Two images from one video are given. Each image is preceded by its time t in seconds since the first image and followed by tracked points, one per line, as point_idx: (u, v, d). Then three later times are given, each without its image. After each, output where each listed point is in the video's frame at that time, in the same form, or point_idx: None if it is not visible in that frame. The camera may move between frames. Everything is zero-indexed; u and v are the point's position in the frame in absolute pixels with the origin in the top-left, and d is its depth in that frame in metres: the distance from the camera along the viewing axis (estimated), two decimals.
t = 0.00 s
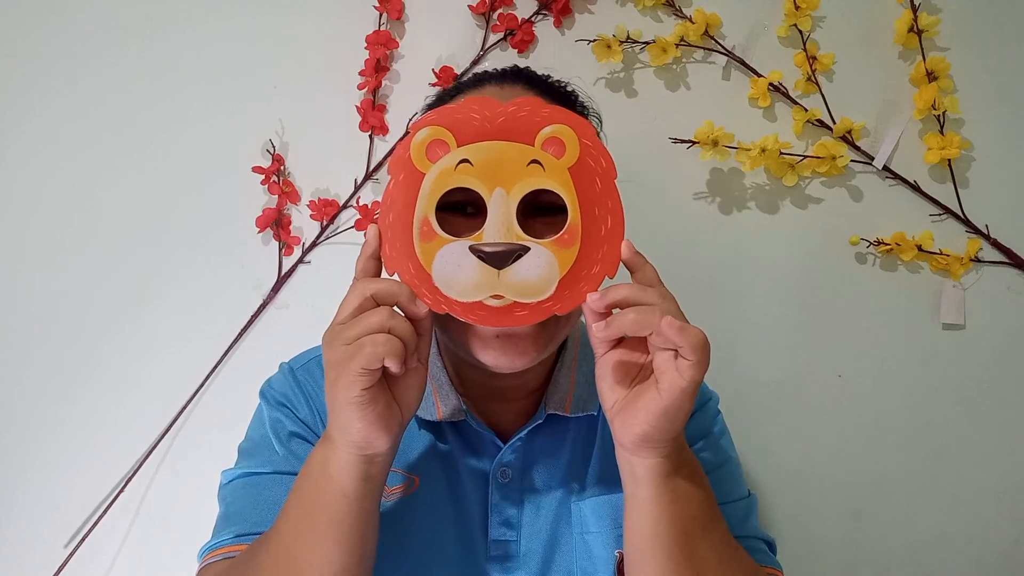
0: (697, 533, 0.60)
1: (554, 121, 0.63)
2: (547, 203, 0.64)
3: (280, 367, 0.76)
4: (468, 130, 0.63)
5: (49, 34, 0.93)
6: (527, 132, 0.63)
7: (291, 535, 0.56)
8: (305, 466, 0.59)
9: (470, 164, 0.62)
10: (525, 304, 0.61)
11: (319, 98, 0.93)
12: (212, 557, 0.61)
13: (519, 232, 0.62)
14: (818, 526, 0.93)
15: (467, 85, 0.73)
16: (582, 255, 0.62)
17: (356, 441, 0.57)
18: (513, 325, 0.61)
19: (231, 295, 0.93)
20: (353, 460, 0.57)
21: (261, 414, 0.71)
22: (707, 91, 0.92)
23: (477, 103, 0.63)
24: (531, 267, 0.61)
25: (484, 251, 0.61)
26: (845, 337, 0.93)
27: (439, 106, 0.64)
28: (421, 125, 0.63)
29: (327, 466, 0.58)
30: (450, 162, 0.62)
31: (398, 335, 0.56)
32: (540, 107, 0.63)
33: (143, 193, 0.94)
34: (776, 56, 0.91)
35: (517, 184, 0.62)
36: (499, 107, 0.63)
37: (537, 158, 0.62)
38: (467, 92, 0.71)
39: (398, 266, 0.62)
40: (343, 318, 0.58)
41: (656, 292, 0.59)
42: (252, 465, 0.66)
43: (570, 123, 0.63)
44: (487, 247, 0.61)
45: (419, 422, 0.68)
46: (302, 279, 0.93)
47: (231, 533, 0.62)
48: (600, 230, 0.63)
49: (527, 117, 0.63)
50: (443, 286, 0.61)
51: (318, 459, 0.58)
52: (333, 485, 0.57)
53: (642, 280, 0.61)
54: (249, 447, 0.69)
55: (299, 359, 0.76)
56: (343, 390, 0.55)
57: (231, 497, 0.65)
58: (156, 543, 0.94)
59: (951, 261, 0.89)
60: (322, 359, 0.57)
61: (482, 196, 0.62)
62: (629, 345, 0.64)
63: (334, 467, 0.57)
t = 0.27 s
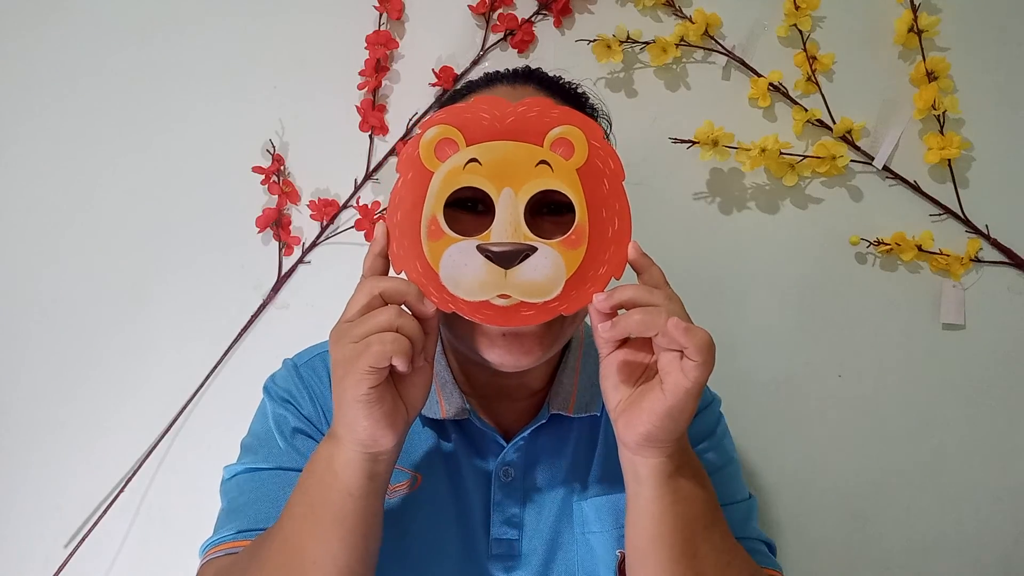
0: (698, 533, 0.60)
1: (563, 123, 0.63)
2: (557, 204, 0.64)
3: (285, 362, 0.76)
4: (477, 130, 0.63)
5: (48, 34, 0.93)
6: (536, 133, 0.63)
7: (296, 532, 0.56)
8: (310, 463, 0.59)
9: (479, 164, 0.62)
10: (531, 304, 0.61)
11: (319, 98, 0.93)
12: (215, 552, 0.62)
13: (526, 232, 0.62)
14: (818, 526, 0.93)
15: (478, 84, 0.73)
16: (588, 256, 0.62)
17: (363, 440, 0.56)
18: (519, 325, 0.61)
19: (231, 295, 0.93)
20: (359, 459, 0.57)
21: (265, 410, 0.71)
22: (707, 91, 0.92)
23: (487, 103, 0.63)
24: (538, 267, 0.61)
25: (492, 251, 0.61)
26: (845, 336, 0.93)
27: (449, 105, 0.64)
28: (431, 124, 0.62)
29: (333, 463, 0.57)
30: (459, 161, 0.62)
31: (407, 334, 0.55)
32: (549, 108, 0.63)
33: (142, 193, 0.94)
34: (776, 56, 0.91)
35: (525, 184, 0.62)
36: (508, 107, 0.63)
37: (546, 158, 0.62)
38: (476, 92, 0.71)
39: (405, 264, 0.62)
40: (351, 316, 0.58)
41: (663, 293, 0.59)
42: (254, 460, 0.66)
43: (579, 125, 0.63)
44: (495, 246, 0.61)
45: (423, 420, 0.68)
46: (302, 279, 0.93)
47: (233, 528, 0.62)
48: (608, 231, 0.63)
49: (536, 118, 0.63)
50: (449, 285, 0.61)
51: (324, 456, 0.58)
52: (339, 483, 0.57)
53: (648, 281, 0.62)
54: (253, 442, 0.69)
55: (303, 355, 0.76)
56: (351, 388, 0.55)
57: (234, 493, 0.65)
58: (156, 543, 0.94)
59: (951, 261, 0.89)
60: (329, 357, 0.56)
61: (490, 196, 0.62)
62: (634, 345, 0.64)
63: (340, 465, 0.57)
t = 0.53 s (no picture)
0: (698, 522, 0.60)
1: (549, 119, 0.63)
2: (546, 198, 0.64)
3: (280, 368, 0.76)
4: (463, 129, 0.63)
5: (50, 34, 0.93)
6: (522, 130, 0.63)
7: (297, 536, 0.56)
8: (309, 467, 0.59)
9: (466, 163, 0.62)
10: (525, 301, 0.61)
11: (319, 98, 0.93)
12: (217, 560, 0.61)
13: (516, 229, 0.62)
14: (818, 526, 0.93)
15: (461, 84, 0.73)
16: (579, 250, 0.63)
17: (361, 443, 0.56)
18: (513, 322, 0.61)
19: (231, 295, 0.93)
20: (358, 462, 0.57)
21: (261, 416, 0.71)
22: (707, 90, 0.92)
23: (471, 102, 0.63)
24: (530, 264, 0.61)
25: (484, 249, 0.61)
26: (845, 337, 0.93)
27: (434, 106, 0.64)
28: (416, 125, 0.63)
29: (332, 467, 0.57)
30: (447, 161, 0.62)
31: (403, 336, 0.55)
32: (534, 104, 0.63)
33: (143, 193, 0.94)
34: (776, 56, 0.91)
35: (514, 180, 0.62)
36: (493, 106, 0.63)
37: (532, 154, 0.62)
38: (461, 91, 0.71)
39: (396, 265, 0.62)
40: (346, 319, 0.57)
41: (653, 284, 0.58)
42: (254, 467, 0.66)
43: (564, 121, 0.63)
44: (485, 244, 0.61)
45: (420, 421, 0.68)
46: (302, 279, 0.93)
47: (234, 536, 0.62)
48: (597, 225, 0.63)
49: (521, 116, 0.63)
50: (442, 284, 0.61)
51: (323, 460, 0.58)
52: (338, 486, 0.57)
53: (639, 274, 0.61)
54: (251, 449, 0.69)
55: (298, 360, 0.76)
56: (347, 392, 0.55)
57: (233, 500, 0.65)
58: (156, 543, 0.94)
59: (951, 261, 0.89)
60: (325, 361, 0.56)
61: (479, 194, 0.62)
62: (627, 337, 0.64)
63: (339, 468, 0.57)
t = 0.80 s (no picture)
0: (702, 532, 0.60)
1: (548, 121, 0.63)
2: (544, 202, 0.64)
3: (273, 374, 0.75)
4: (460, 132, 0.63)
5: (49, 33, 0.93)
6: (521, 132, 0.63)
7: (299, 549, 0.56)
8: (308, 479, 0.58)
9: (464, 167, 0.62)
10: (526, 308, 0.61)
11: (319, 98, 0.93)
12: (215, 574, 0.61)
13: (517, 234, 0.62)
14: (818, 526, 0.93)
15: (454, 84, 0.73)
16: (581, 256, 0.62)
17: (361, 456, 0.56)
18: (514, 330, 0.61)
19: (231, 295, 0.93)
20: (358, 474, 0.57)
21: (256, 425, 0.71)
22: (708, 90, 0.92)
23: (468, 103, 0.63)
24: (531, 270, 0.61)
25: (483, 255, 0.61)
26: (845, 337, 0.93)
27: (431, 108, 0.64)
28: (413, 128, 0.63)
29: (332, 480, 0.57)
30: (444, 165, 0.62)
31: (403, 348, 0.55)
32: (531, 105, 0.63)
33: (142, 193, 0.94)
34: (776, 56, 0.91)
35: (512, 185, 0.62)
36: (491, 107, 0.63)
37: (531, 157, 0.62)
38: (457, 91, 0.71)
39: (394, 273, 0.62)
40: (345, 331, 0.57)
41: (657, 292, 0.59)
42: (252, 477, 0.66)
43: (563, 122, 0.63)
44: (485, 250, 0.61)
45: (420, 428, 0.69)
46: (302, 279, 0.93)
47: (235, 548, 0.62)
48: (599, 229, 0.63)
49: (520, 117, 0.63)
50: (442, 293, 0.61)
51: (323, 473, 0.58)
52: (339, 499, 0.57)
53: (642, 279, 0.61)
54: (248, 458, 0.68)
55: (292, 366, 0.76)
56: (348, 405, 0.54)
57: (230, 511, 0.65)
58: (157, 543, 0.94)
59: (951, 261, 0.89)
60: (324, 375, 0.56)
61: (478, 198, 0.63)
62: (629, 345, 0.65)
63: (339, 481, 0.57)
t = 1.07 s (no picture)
0: (703, 547, 0.60)
1: (565, 123, 0.63)
2: (557, 207, 0.65)
3: (276, 367, 0.75)
4: (476, 131, 0.63)
5: (48, 33, 0.93)
6: (538, 133, 0.63)
7: (295, 546, 0.56)
8: (308, 477, 0.58)
9: (479, 166, 0.62)
10: (534, 313, 0.61)
11: (319, 98, 0.93)
12: (209, 565, 0.61)
13: (528, 238, 0.62)
14: (818, 526, 0.93)
15: (472, 81, 0.73)
16: (593, 261, 0.62)
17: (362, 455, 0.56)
18: (520, 334, 0.61)
19: (231, 295, 0.93)
20: (358, 473, 0.57)
21: (258, 417, 0.71)
22: (708, 90, 0.92)
23: (488, 102, 0.63)
24: (541, 274, 0.61)
25: (493, 258, 0.61)
26: (845, 337, 0.93)
27: (447, 105, 0.64)
28: (429, 124, 0.62)
29: (332, 478, 0.57)
30: (459, 163, 0.62)
31: (408, 347, 0.55)
32: (552, 108, 0.63)
33: (142, 194, 0.94)
34: (776, 56, 0.91)
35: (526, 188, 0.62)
36: (509, 107, 0.63)
37: (548, 160, 0.62)
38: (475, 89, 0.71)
39: (404, 271, 0.61)
40: (351, 328, 0.57)
41: (669, 303, 0.58)
42: (251, 470, 0.66)
43: (581, 124, 0.63)
44: (496, 253, 0.61)
45: (422, 428, 0.68)
46: (302, 279, 0.93)
47: (230, 541, 0.62)
48: (613, 236, 0.63)
49: (538, 117, 0.63)
50: (451, 294, 0.61)
51: (322, 471, 0.58)
52: (338, 498, 0.57)
53: (654, 289, 0.61)
54: (248, 450, 0.68)
55: (296, 359, 0.76)
56: (352, 402, 0.54)
57: (227, 502, 0.65)
58: (156, 543, 0.94)
59: (951, 261, 0.89)
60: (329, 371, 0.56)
61: (491, 198, 0.62)
62: (638, 355, 0.64)
63: (339, 479, 0.57)
